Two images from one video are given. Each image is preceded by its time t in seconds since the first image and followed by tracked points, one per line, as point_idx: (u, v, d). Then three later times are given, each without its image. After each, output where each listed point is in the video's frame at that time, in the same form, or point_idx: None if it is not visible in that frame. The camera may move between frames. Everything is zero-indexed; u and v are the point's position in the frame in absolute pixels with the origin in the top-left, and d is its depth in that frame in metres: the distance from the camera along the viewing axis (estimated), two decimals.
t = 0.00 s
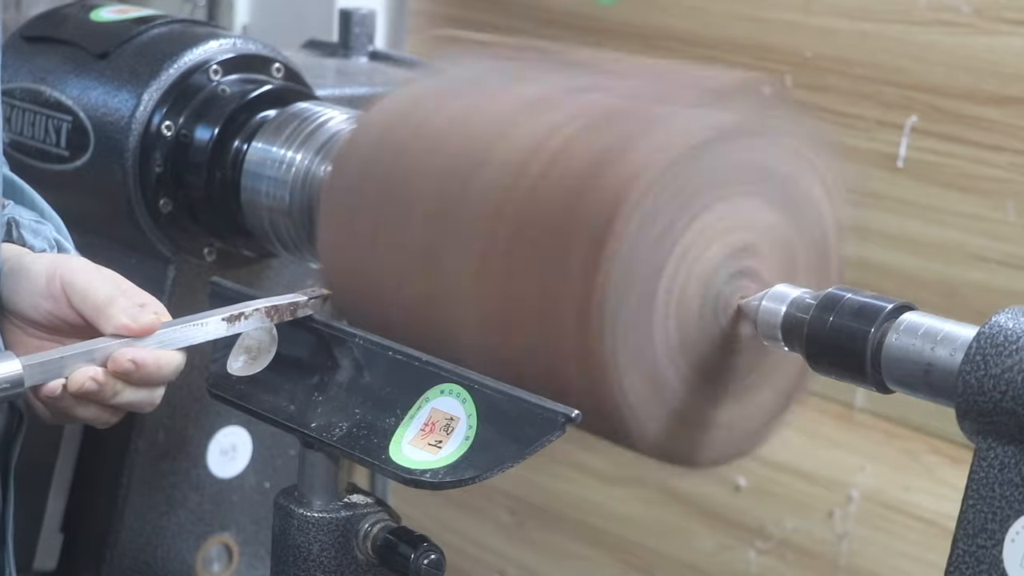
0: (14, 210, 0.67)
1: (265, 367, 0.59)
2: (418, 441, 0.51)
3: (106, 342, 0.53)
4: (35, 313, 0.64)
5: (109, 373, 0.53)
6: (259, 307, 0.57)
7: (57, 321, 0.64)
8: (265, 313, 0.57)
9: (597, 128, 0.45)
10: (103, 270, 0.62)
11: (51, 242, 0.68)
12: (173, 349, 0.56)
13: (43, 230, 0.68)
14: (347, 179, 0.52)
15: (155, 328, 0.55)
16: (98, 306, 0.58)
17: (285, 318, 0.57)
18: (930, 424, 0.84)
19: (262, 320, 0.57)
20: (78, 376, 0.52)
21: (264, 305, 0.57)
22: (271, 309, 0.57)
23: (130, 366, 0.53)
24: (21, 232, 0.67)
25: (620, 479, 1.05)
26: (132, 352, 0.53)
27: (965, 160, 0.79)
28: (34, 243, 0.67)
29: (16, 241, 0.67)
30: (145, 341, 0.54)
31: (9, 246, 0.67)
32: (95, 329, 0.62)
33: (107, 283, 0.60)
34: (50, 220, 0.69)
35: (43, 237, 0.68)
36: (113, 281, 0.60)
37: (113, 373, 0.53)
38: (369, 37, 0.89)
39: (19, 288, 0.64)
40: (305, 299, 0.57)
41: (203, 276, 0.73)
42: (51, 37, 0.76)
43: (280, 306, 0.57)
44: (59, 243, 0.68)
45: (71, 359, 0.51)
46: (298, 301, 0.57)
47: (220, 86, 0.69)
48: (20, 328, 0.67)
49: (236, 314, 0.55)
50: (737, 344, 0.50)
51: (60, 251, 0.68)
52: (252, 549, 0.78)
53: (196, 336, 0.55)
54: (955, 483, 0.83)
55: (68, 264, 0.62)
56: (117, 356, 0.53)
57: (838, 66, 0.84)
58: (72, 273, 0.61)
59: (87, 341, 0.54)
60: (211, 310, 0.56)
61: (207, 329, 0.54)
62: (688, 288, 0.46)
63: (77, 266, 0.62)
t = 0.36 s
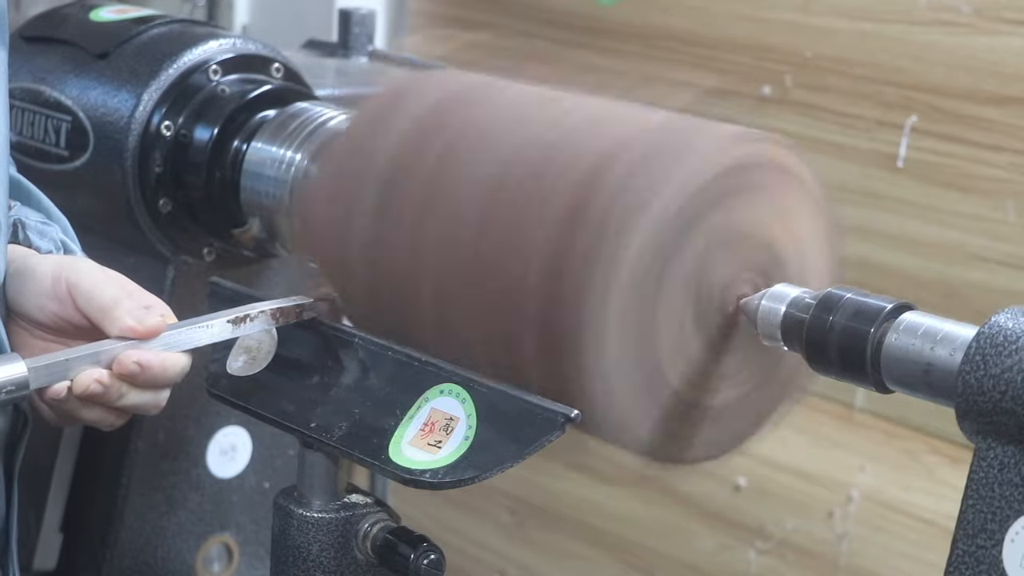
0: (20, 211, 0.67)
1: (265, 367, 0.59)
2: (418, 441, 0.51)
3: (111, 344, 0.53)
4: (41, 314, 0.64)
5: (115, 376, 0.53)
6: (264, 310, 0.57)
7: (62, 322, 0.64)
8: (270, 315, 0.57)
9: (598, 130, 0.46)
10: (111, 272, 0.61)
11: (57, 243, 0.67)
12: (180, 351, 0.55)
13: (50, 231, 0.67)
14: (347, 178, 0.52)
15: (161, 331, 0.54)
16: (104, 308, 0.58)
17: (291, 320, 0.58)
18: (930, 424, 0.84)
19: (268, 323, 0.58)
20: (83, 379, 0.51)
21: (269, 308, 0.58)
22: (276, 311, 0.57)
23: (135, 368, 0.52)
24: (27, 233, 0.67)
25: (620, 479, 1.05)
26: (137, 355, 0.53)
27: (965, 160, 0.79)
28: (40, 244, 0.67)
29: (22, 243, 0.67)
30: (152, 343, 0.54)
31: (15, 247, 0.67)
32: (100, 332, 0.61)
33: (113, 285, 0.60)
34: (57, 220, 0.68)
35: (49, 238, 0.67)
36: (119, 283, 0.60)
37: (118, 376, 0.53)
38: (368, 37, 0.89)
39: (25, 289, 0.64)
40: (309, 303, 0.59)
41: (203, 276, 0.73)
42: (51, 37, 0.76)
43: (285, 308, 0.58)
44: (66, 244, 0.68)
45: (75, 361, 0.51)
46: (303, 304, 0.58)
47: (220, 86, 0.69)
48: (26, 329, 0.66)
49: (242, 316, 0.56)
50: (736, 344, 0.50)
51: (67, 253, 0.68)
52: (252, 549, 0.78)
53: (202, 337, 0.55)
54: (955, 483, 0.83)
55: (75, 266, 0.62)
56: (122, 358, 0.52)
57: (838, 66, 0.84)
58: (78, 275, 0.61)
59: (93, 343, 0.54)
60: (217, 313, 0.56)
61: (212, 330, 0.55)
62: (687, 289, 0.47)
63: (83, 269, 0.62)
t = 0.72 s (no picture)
0: (30, 218, 0.68)
1: (265, 367, 0.59)
2: (419, 441, 0.51)
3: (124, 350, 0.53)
4: (53, 321, 0.64)
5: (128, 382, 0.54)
6: (279, 314, 0.56)
7: (74, 329, 0.64)
8: (285, 320, 0.56)
9: (599, 131, 0.45)
10: (124, 279, 0.61)
11: (66, 250, 0.68)
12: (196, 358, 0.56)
13: (59, 237, 0.68)
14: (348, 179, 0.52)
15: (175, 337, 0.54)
16: (117, 315, 0.58)
17: (305, 326, 0.56)
18: (930, 424, 0.84)
19: (283, 327, 0.56)
20: (97, 386, 0.52)
21: (284, 312, 0.56)
22: (291, 316, 0.56)
23: (149, 373, 0.53)
24: (37, 239, 0.67)
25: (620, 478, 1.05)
26: (150, 360, 0.53)
27: (965, 160, 0.79)
28: (50, 251, 0.67)
29: (32, 249, 0.67)
30: (165, 350, 0.54)
31: (25, 253, 0.67)
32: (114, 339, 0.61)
33: (126, 290, 0.60)
34: (66, 227, 0.69)
35: (58, 245, 0.68)
36: (132, 289, 0.60)
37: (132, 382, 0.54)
38: (368, 37, 0.89)
39: (36, 296, 0.64)
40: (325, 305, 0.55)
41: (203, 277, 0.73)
42: (52, 37, 0.76)
43: (300, 314, 0.56)
44: (75, 250, 0.68)
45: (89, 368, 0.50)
46: (318, 308, 0.56)
47: (220, 86, 0.69)
48: (36, 337, 0.66)
49: (255, 321, 0.54)
50: (737, 344, 0.50)
51: (76, 259, 0.68)
52: (252, 549, 0.78)
53: (215, 344, 0.54)
54: (955, 483, 0.83)
55: (87, 271, 0.62)
56: (135, 364, 0.53)
57: (838, 66, 0.84)
58: (91, 282, 0.61)
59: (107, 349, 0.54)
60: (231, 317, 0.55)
61: (225, 338, 0.54)
62: (688, 290, 0.47)
63: (96, 275, 0.61)
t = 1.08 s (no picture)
0: (42, 224, 0.67)
1: (265, 368, 0.58)
2: (418, 441, 0.51)
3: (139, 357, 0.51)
4: (69, 327, 0.64)
5: (144, 389, 0.51)
6: (296, 320, 0.55)
7: (88, 334, 0.64)
8: (302, 326, 0.55)
9: (600, 129, 0.45)
10: (139, 286, 0.61)
11: (78, 257, 0.67)
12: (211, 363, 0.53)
13: (71, 243, 0.67)
14: (349, 178, 0.52)
15: (191, 342, 0.53)
16: (133, 320, 0.58)
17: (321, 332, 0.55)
18: (930, 424, 0.84)
19: (299, 333, 0.55)
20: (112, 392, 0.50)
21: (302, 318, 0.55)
22: (307, 323, 0.55)
23: (166, 381, 0.51)
24: (50, 245, 0.67)
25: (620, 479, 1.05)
26: (167, 367, 0.51)
27: (965, 160, 0.79)
28: (63, 257, 0.67)
29: (44, 255, 0.67)
30: (181, 356, 0.52)
31: (36, 259, 0.66)
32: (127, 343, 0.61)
33: (143, 296, 0.59)
34: (78, 233, 0.68)
35: (71, 251, 0.67)
36: (146, 294, 0.59)
37: (148, 389, 0.51)
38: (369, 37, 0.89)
39: (50, 301, 0.64)
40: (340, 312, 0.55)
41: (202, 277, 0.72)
42: (52, 37, 0.76)
43: (316, 319, 0.55)
44: (87, 257, 0.68)
45: (104, 374, 0.49)
46: (334, 313, 0.55)
47: (220, 86, 0.69)
48: (50, 342, 0.66)
49: (272, 327, 0.53)
50: (738, 344, 0.50)
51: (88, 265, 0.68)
52: (252, 549, 0.78)
53: (232, 349, 0.53)
54: (955, 483, 0.83)
55: (103, 277, 0.62)
56: (152, 370, 0.51)
57: (839, 66, 0.84)
58: (106, 286, 0.61)
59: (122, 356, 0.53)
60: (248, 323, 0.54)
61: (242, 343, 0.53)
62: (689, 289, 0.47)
63: (112, 281, 0.61)
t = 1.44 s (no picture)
0: (20, 217, 0.67)
1: (265, 367, 0.59)
2: (418, 441, 0.51)
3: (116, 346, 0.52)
4: (46, 317, 0.64)
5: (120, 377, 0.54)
6: (270, 311, 0.56)
7: (66, 324, 0.64)
8: (276, 316, 0.56)
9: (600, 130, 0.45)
10: (113, 275, 0.61)
11: (55, 249, 0.67)
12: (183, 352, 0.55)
13: (48, 236, 0.67)
14: (348, 180, 0.52)
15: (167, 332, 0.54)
16: (110, 310, 0.58)
17: (296, 322, 0.56)
18: (930, 424, 0.84)
19: (273, 323, 0.56)
20: (90, 380, 0.52)
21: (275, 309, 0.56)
22: (282, 312, 0.56)
23: (141, 370, 0.52)
24: (27, 238, 0.67)
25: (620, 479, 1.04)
26: (143, 356, 0.53)
27: (965, 160, 0.79)
28: (40, 250, 0.67)
29: (22, 248, 0.67)
30: (156, 345, 0.54)
31: (14, 252, 0.67)
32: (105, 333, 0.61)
33: (119, 286, 0.60)
34: (55, 227, 0.68)
35: (48, 244, 0.67)
36: (122, 285, 0.60)
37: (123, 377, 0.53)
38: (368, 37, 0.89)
39: (28, 292, 0.64)
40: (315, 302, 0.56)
41: (203, 277, 0.72)
42: (51, 37, 0.76)
43: (291, 310, 0.56)
44: (65, 250, 0.68)
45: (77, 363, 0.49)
46: (309, 303, 0.56)
47: (220, 86, 0.69)
48: (27, 333, 0.66)
49: (248, 316, 0.54)
50: (737, 344, 0.50)
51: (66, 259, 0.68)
52: (252, 549, 0.78)
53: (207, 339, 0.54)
54: (955, 483, 0.83)
55: (79, 268, 0.62)
56: (127, 361, 0.52)
57: (839, 66, 0.84)
58: (83, 276, 0.61)
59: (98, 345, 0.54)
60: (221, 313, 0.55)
61: (217, 332, 0.54)
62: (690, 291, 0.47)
63: (87, 271, 0.61)
